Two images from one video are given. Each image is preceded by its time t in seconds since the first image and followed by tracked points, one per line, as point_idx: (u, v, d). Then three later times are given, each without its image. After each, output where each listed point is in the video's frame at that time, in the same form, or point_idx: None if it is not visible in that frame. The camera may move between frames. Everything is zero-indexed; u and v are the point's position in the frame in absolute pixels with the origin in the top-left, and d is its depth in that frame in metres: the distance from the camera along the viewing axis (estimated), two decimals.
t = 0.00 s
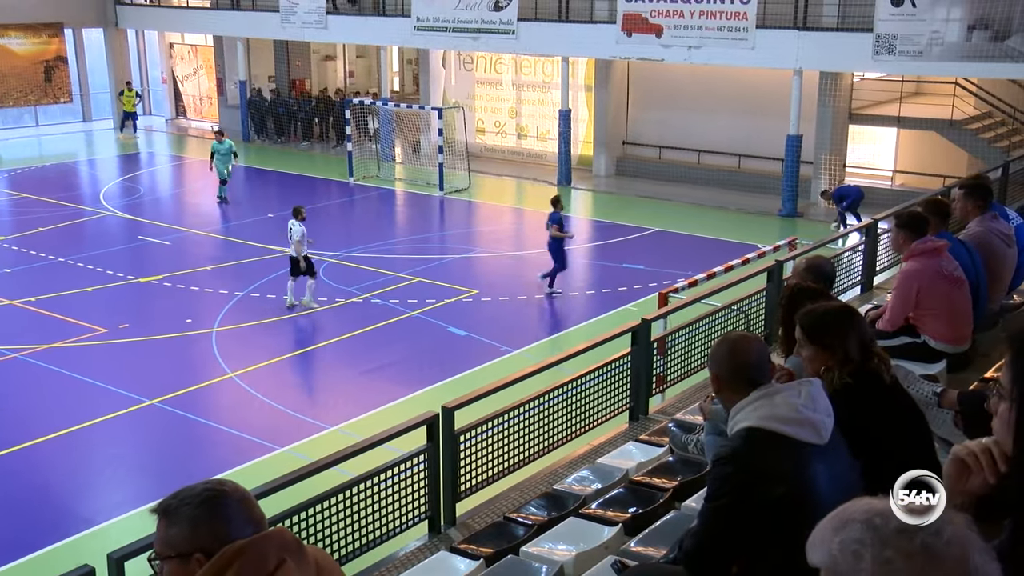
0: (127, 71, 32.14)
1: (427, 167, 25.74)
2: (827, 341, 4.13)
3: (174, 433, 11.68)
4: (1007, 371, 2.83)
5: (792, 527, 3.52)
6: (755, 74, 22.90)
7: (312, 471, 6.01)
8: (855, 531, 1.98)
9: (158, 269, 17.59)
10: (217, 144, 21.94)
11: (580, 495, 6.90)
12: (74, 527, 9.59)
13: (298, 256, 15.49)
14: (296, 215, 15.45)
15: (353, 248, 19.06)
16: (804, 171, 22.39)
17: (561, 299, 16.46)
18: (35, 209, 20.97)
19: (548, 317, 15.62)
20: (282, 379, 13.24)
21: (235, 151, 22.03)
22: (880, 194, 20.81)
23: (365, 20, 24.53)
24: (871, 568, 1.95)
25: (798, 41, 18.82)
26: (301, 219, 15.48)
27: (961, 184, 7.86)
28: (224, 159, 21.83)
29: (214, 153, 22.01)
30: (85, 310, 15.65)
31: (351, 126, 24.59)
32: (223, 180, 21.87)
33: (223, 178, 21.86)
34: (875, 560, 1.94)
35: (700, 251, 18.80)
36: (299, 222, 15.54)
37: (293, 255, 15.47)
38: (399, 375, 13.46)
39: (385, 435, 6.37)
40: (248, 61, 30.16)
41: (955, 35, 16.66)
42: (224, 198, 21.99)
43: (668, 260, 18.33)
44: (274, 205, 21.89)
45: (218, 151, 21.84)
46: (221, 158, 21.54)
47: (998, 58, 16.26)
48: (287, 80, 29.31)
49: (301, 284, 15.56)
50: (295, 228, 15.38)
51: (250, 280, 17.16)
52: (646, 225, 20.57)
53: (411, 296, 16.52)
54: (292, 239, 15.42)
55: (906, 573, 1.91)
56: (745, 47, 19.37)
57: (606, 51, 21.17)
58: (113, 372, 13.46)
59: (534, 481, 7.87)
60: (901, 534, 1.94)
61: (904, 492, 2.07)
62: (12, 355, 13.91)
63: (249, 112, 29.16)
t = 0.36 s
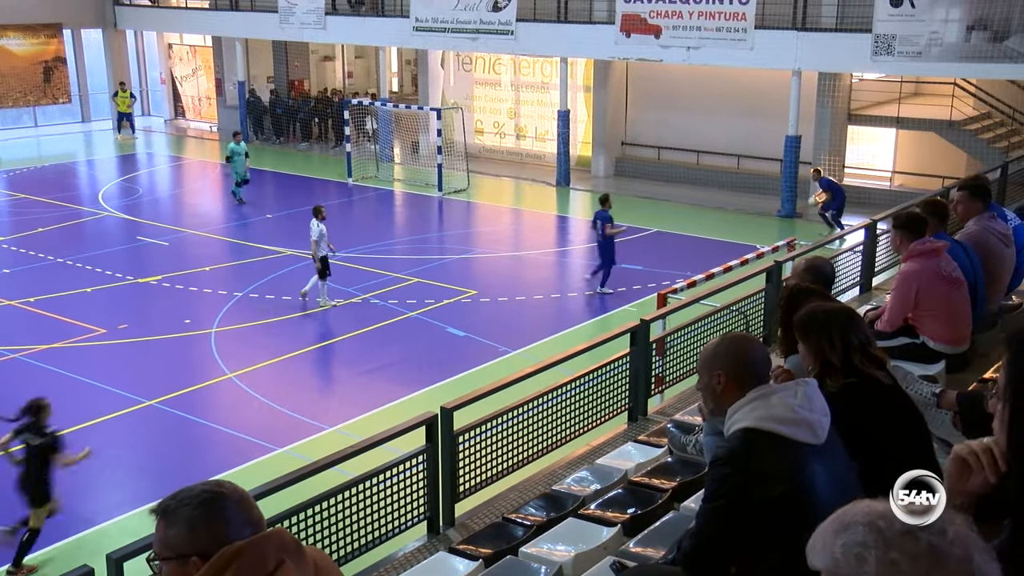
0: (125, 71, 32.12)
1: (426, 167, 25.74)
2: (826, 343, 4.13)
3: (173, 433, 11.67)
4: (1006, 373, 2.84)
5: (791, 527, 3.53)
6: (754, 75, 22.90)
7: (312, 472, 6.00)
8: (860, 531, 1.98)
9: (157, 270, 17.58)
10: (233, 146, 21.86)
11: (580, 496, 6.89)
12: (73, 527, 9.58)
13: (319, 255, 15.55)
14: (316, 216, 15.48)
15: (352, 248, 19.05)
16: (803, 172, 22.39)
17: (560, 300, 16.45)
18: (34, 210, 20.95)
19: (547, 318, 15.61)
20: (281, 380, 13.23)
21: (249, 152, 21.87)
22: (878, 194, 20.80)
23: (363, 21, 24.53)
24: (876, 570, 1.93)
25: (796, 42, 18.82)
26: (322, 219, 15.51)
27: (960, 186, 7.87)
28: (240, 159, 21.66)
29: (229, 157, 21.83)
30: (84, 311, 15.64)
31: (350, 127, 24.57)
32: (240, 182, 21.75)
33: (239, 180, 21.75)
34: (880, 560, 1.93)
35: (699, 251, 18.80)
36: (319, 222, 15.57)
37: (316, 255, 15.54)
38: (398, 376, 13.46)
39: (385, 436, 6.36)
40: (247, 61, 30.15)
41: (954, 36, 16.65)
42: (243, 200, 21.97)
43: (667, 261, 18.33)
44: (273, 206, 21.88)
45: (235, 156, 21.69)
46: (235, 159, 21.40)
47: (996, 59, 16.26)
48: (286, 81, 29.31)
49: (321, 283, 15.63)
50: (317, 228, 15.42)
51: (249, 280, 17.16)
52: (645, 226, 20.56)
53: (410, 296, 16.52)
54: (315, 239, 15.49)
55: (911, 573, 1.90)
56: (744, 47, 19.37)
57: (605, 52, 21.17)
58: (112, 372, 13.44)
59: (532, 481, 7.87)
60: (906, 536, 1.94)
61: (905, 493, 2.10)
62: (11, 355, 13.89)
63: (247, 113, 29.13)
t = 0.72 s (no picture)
0: (125, 72, 32.13)
1: (425, 168, 25.76)
2: (826, 343, 4.11)
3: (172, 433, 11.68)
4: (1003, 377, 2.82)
5: (792, 528, 3.52)
6: (753, 75, 22.92)
7: (312, 472, 6.00)
8: (861, 532, 1.99)
9: (156, 270, 17.58)
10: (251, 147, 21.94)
11: (579, 496, 6.89)
12: (73, 527, 9.58)
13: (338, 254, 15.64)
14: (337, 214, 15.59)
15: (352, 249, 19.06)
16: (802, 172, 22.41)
17: (560, 300, 16.46)
18: (33, 211, 20.94)
19: (547, 318, 15.61)
20: (280, 380, 13.23)
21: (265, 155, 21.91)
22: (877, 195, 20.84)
23: (363, 21, 24.54)
24: (876, 570, 1.94)
25: (796, 43, 18.82)
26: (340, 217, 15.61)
27: (958, 186, 7.91)
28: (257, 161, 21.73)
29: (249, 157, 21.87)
30: (83, 311, 15.63)
31: (350, 127, 24.57)
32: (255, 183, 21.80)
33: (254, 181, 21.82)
34: (881, 560, 1.93)
35: (698, 252, 18.81)
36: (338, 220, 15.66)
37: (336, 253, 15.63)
38: (397, 376, 13.46)
39: (385, 436, 6.36)
40: (246, 61, 30.18)
41: (953, 36, 16.65)
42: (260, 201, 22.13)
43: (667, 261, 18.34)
44: (272, 207, 21.88)
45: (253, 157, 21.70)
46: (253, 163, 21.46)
47: (996, 59, 16.27)
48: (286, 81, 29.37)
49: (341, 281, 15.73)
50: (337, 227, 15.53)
51: (249, 281, 17.17)
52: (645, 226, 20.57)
53: (409, 297, 16.52)
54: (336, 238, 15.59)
55: (912, 573, 1.91)
56: (744, 48, 19.38)
57: (605, 52, 21.18)
58: (111, 373, 13.44)
59: (531, 482, 7.86)
60: (906, 536, 1.94)
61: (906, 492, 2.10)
62: (11, 356, 13.89)
63: (247, 114, 29.13)
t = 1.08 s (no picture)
0: (127, 73, 32.16)
1: (426, 168, 25.74)
2: (826, 344, 4.09)
3: (173, 434, 11.67)
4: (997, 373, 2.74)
5: (795, 530, 3.49)
6: (754, 76, 22.91)
7: (314, 473, 5.99)
8: (863, 533, 1.98)
9: (158, 271, 17.58)
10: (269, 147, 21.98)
11: (580, 498, 6.87)
12: (75, 528, 9.58)
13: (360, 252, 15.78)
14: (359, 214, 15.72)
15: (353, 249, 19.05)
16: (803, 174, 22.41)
17: (561, 301, 16.45)
18: (35, 211, 20.94)
19: (548, 319, 15.61)
20: (281, 381, 13.23)
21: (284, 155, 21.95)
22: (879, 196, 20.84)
23: (365, 23, 24.55)
24: (880, 572, 1.93)
25: (798, 44, 18.82)
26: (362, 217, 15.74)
27: (960, 187, 7.89)
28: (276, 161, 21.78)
29: (265, 157, 21.93)
30: (85, 312, 15.64)
31: (351, 128, 24.57)
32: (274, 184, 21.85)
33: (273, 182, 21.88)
34: (885, 562, 1.93)
35: (700, 253, 18.81)
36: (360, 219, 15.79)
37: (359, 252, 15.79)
38: (399, 376, 13.46)
39: (388, 436, 6.35)
40: (248, 62, 30.19)
41: (956, 37, 16.65)
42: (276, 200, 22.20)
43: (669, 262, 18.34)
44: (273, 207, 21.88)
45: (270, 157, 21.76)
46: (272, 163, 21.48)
47: (999, 60, 16.28)
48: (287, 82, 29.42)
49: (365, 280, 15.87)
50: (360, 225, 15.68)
51: (250, 281, 17.17)
52: (646, 228, 20.57)
53: (411, 298, 16.52)
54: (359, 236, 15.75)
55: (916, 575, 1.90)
56: (746, 49, 19.37)
57: (606, 53, 21.18)
58: (112, 373, 13.44)
59: (532, 483, 7.85)
60: (910, 538, 1.93)
61: (907, 492, 2.10)
62: (13, 356, 13.89)
63: (249, 115, 29.15)
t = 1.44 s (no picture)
0: (132, 74, 32.23)
1: (430, 169, 25.73)
2: (825, 346, 4.09)
3: (177, 433, 11.70)
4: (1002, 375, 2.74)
5: (800, 533, 3.47)
6: (758, 77, 22.90)
7: (318, 473, 5.99)
8: (867, 535, 1.97)
9: (162, 271, 17.60)
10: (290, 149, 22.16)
11: (584, 499, 6.86)
12: (80, 527, 9.59)
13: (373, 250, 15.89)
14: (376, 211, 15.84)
15: (357, 250, 19.06)
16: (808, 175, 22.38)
17: (565, 302, 16.45)
18: (40, 212, 20.98)
19: (552, 320, 15.60)
20: (285, 381, 13.23)
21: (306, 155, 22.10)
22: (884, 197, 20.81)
23: (369, 23, 24.57)
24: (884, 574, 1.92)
25: (802, 45, 18.79)
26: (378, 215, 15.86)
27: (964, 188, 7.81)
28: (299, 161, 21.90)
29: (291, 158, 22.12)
30: (90, 312, 15.66)
31: (356, 128, 24.58)
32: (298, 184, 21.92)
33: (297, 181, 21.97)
34: (888, 564, 1.92)
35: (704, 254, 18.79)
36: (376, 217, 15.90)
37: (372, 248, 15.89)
38: (403, 377, 13.47)
39: (391, 436, 6.35)
40: (252, 63, 30.25)
41: (961, 38, 16.65)
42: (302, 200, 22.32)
43: (673, 263, 18.33)
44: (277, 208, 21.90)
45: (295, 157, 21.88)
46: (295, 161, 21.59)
47: (1004, 61, 16.31)
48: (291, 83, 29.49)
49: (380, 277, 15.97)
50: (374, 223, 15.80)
51: (254, 282, 17.19)
52: (650, 228, 20.56)
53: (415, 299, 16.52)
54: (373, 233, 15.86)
55: None
56: (750, 49, 19.37)
57: (610, 54, 21.19)
58: (117, 373, 13.46)
59: (536, 485, 7.84)
60: (914, 540, 1.92)
61: (909, 491, 2.06)
62: (17, 356, 13.91)
63: (254, 115, 29.19)
